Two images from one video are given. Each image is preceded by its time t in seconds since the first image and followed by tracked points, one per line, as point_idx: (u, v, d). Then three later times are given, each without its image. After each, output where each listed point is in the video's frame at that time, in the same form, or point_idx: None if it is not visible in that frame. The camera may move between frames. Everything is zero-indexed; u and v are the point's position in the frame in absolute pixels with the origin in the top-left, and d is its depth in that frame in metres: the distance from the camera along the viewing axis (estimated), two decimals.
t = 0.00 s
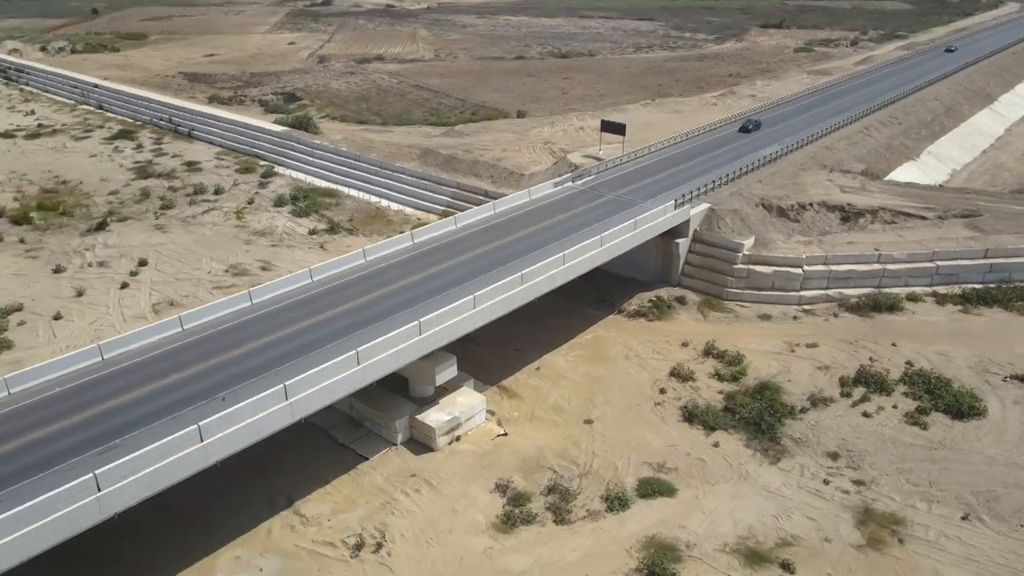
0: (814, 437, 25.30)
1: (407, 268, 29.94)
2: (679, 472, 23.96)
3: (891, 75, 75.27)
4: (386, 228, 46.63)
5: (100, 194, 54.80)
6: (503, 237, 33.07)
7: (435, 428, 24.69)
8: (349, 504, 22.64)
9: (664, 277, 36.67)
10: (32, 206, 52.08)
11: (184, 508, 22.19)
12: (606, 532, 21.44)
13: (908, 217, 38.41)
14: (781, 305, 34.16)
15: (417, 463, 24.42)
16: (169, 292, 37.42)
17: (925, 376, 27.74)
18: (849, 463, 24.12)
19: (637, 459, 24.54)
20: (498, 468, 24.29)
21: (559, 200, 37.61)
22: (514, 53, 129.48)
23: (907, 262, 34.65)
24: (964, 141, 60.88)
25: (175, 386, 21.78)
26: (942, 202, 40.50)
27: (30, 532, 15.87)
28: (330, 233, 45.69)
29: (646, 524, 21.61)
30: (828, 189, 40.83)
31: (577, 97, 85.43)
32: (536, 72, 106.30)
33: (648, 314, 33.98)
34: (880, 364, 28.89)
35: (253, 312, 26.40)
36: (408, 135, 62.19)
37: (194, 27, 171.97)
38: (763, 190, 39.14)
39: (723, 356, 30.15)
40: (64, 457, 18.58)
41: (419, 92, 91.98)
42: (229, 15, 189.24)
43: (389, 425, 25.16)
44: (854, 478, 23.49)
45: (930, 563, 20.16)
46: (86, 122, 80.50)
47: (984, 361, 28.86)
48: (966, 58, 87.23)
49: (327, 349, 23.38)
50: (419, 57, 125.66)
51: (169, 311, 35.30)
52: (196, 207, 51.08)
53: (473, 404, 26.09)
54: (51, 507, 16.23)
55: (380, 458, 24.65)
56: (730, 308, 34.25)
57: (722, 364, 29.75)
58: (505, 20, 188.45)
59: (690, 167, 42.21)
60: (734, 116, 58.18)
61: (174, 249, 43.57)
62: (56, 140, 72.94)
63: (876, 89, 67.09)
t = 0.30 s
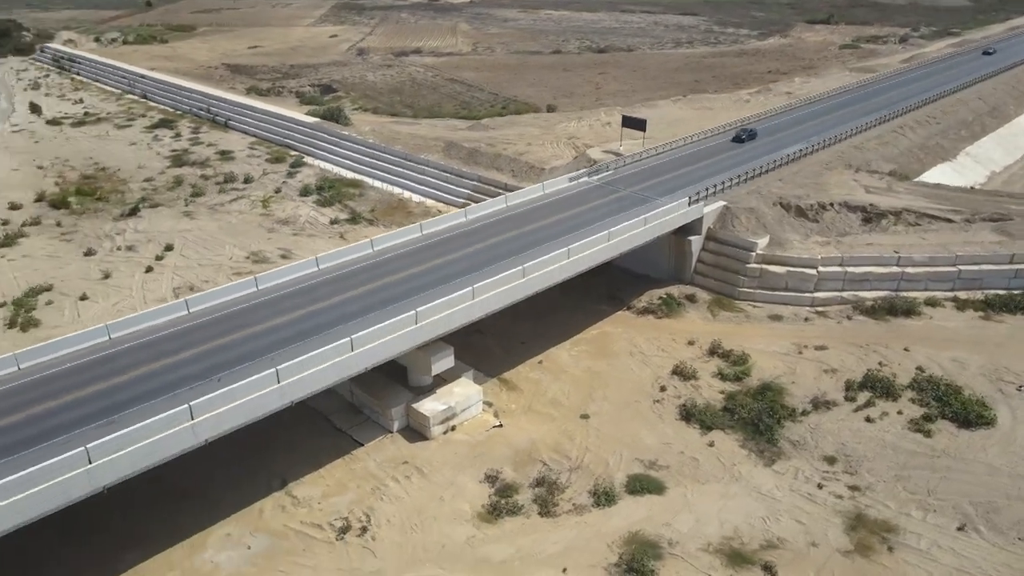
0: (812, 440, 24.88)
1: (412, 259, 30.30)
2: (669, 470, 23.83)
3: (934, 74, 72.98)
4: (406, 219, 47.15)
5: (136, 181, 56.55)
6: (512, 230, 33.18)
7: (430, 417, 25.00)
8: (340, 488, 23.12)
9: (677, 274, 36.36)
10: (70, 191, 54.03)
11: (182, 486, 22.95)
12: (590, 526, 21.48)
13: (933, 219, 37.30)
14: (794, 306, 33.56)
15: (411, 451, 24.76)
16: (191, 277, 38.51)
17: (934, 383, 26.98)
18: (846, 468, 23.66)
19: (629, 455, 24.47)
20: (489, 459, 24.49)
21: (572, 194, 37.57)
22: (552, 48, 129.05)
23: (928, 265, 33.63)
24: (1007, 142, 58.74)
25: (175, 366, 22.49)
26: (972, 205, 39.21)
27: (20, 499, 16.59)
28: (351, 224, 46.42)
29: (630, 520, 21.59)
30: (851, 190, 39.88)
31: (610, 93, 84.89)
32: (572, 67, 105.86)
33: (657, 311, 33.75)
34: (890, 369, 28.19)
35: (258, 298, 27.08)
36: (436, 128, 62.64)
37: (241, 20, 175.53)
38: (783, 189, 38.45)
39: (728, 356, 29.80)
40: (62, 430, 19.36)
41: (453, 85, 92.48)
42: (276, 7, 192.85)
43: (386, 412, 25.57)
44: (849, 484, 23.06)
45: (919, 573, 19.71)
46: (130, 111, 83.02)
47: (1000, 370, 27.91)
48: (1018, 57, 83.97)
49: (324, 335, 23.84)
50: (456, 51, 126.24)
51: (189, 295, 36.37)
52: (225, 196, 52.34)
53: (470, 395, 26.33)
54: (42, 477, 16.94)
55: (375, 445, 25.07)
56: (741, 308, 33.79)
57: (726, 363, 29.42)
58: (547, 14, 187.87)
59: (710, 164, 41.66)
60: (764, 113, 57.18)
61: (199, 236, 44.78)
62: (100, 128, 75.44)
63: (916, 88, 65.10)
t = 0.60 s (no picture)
0: (811, 445, 24.39)
1: (421, 250, 30.69)
2: (662, 469, 23.68)
3: (987, 75, 70.22)
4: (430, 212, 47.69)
5: (177, 168, 58.42)
6: (524, 224, 33.25)
7: (427, 406, 25.37)
8: (334, 471, 23.64)
9: (693, 274, 35.95)
10: (114, 177, 56.13)
11: (184, 463, 23.81)
12: (574, 521, 21.52)
13: (965, 224, 36.01)
14: (810, 309, 32.85)
15: (406, 439, 25.17)
16: (217, 262, 39.73)
17: (947, 393, 26.11)
18: (844, 475, 23.13)
19: (623, 452, 24.41)
20: (483, 450, 24.71)
21: (590, 190, 37.47)
22: (596, 43, 128.25)
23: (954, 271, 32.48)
24: None
25: (178, 346, 23.31)
26: (1008, 210, 37.70)
27: (17, 465, 17.54)
28: (376, 215, 47.17)
29: (615, 516, 21.56)
30: (881, 192, 38.77)
31: (649, 89, 84.05)
32: (614, 63, 105.09)
33: (668, 310, 33.45)
34: (901, 377, 27.41)
35: (267, 283, 27.82)
36: (468, 122, 63.07)
37: (294, 12, 179.05)
38: (807, 189, 37.61)
39: (735, 357, 29.39)
40: (64, 403, 20.33)
41: (492, 79, 92.77)
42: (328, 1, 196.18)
43: (385, 400, 26.04)
44: (845, 491, 22.56)
45: None
46: (179, 101, 85.64)
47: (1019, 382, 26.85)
48: None
49: (324, 322, 24.37)
50: (500, 46, 126.53)
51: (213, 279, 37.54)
52: (259, 185, 53.68)
53: (469, 386, 26.59)
54: (37, 446, 17.84)
55: (373, 431, 25.57)
56: (755, 309, 33.25)
57: (733, 365, 29.02)
58: (595, 8, 186.66)
59: (734, 163, 41.01)
60: (800, 112, 55.93)
61: (230, 222, 46.06)
62: (149, 117, 78.07)
63: (965, 89, 62.74)
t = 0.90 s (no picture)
0: (811, 453, 23.88)
1: (431, 242, 31.09)
2: (654, 469, 23.52)
3: None
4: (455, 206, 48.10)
5: (217, 158, 60.16)
6: (537, 219, 33.35)
7: (426, 397, 25.71)
8: (331, 456, 24.17)
9: (710, 275, 35.47)
10: (157, 165, 58.15)
11: (189, 441, 24.68)
12: (559, 516, 21.56)
13: (999, 232, 34.61)
14: (828, 314, 32.04)
15: (404, 428, 25.55)
16: (243, 249, 40.88)
17: (960, 405, 25.20)
18: (842, 484, 22.60)
19: (617, 451, 24.31)
20: (478, 442, 24.91)
21: (608, 187, 37.34)
22: (642, 40, 126.98)
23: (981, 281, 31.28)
24: None
25: (186, 327, 24.17)
26: None
27: (19, 435, 18.57)
28: (402, 208, 47.82)
29: (600, 514, 21.53)
30: (912, 197, 37.54)
31: (690, 87, 82.90)
32: (658, 60, 103.96)
33: (681, 310, 33.08)
34: (914, 387, 26.57)
35: (278, 271, 28.62)
36: (501, 117, 63.32)
37: (345, 7, 182.05)
38: (833, 192, 36.67)
39: (744, 360, 28.92)
40: (72, 378, 21.37)
41: (533, 76, 92.80)
42: None
43: (387, 389, 26.46)
44: (840, 500, 22.05)
45: None
46: (227, 92, 88.10)
47: None
48: None
49: (326, 311, 24.95)
50: (545, 42, 126.33)
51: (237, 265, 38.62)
52: (292, 175, 54.93)
53: (470, 378, 26.83)
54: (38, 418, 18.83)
55: (373, 419, 26.02)
56: (770, 313, 32.62)
57: (740, 368, 28.57)
58: (645, 5, 184.72)
59: (760, 164, 40.25)
60: (839, 112, 54.47)
61: (260, 211, 47.30)
62: (197, 107, 80.53)
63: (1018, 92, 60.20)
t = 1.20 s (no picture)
0: (811, 462, 23.34)
1: (443, 237, 31.47)
2: (648, 471, 23.34)
3: None
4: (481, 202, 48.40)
5: (256, 150, 61.76)
6: (549, 217, 33.39)
7: (426, 389, 26.01)
8: (331, 443, 24.68)
9: (728, 278, 34.88)
10: (199, 155, 60.05)
11: (197, 424, 25.53)
12: (545, 514, 21.61)
13: None
14: (846, 322, 31.18)
15: (404, 419, 25.91)
16: (271, 238, 41.90)
17: (974, 420, 24.26)
18: (840, 496, 22.03)
19: (612, 452, 24.19)
20: (475, 435, 25.09)
21: (626, 187, 37.13)
22: (690, 39, 125.34)
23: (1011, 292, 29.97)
24: None
25: (193, 314, 25.08)
26: None
27: (23, 409, 19.61)
28: (429, 203, 48.37)
29: (588, 513, 21.49)
30: (946, 204, 36.19)
31: (733, 88, 81.51)
32: (704, 60, 102.49)
33: (696, 313, 32.63)
34: (928, 401, 25.72)
35: (290, 262, 29.46)
36: (536, 115, 63.40)
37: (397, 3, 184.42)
38: (861, 197, 35.64)
39: (753, 366, 28.42)
40: (82, 358, 22.46)
41: (574, 74, 92.58)
42: None
43: (390, 379, 26.86)
44: (836, 512, 21.51)
45: None
46: (274, 86, 90.33)
47: None
48: None
49: (329, 302, 25.53)
50: (591, 40, 125.76)
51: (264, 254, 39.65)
52: (326, 168, 56.09)
53: (472, 372, 27.02)
54: (41, 394, 19.84)
55: (374, 409, 26.43)
56: (787, 318, 31.94)
57: (749, 374, 28.08)
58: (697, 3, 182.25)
59: (789, 166, 39.37)
60: (882, 114, 52.82)
61: (292, 203, 48.43)
62: (244, 100, 82.74)
63: None
